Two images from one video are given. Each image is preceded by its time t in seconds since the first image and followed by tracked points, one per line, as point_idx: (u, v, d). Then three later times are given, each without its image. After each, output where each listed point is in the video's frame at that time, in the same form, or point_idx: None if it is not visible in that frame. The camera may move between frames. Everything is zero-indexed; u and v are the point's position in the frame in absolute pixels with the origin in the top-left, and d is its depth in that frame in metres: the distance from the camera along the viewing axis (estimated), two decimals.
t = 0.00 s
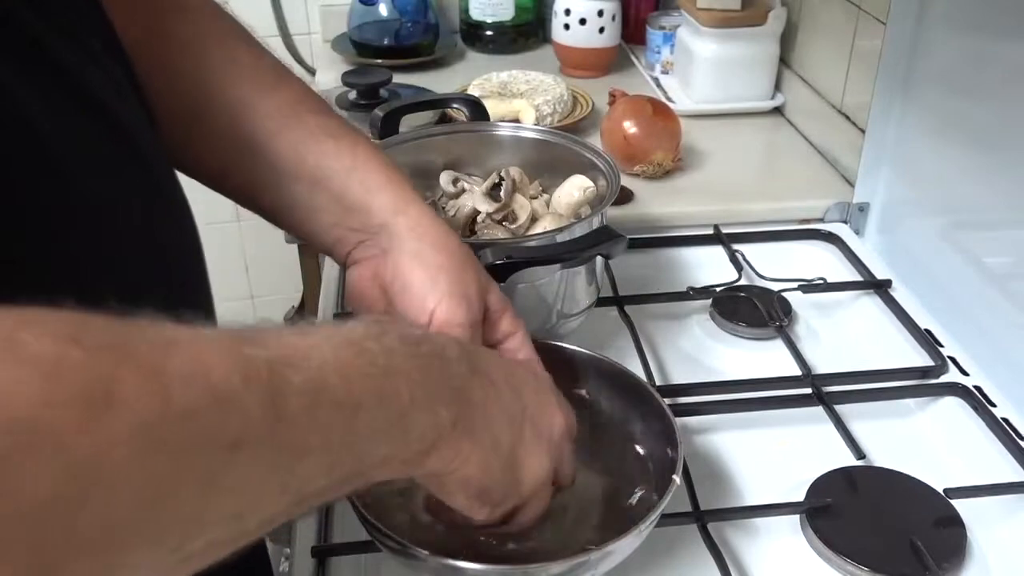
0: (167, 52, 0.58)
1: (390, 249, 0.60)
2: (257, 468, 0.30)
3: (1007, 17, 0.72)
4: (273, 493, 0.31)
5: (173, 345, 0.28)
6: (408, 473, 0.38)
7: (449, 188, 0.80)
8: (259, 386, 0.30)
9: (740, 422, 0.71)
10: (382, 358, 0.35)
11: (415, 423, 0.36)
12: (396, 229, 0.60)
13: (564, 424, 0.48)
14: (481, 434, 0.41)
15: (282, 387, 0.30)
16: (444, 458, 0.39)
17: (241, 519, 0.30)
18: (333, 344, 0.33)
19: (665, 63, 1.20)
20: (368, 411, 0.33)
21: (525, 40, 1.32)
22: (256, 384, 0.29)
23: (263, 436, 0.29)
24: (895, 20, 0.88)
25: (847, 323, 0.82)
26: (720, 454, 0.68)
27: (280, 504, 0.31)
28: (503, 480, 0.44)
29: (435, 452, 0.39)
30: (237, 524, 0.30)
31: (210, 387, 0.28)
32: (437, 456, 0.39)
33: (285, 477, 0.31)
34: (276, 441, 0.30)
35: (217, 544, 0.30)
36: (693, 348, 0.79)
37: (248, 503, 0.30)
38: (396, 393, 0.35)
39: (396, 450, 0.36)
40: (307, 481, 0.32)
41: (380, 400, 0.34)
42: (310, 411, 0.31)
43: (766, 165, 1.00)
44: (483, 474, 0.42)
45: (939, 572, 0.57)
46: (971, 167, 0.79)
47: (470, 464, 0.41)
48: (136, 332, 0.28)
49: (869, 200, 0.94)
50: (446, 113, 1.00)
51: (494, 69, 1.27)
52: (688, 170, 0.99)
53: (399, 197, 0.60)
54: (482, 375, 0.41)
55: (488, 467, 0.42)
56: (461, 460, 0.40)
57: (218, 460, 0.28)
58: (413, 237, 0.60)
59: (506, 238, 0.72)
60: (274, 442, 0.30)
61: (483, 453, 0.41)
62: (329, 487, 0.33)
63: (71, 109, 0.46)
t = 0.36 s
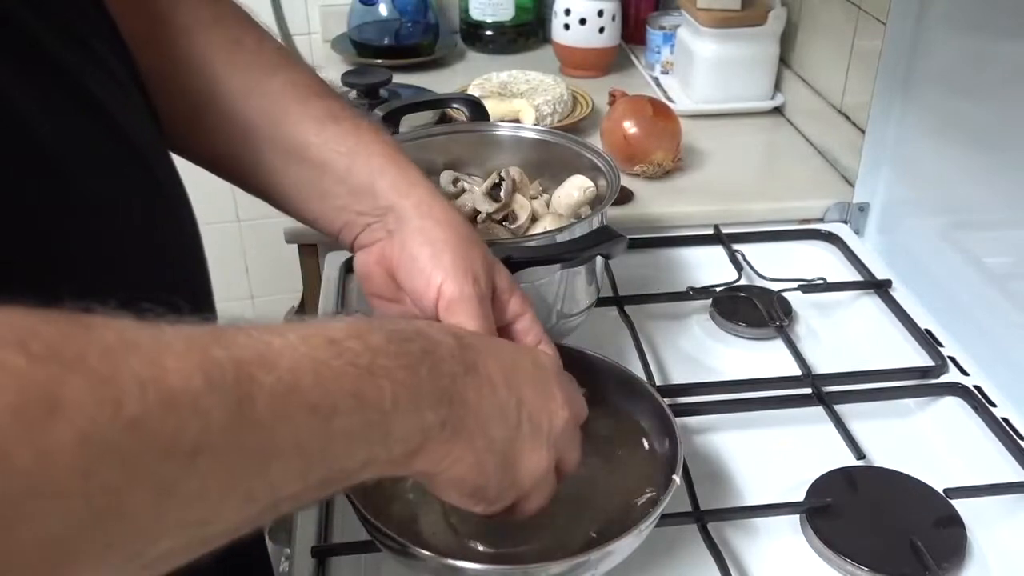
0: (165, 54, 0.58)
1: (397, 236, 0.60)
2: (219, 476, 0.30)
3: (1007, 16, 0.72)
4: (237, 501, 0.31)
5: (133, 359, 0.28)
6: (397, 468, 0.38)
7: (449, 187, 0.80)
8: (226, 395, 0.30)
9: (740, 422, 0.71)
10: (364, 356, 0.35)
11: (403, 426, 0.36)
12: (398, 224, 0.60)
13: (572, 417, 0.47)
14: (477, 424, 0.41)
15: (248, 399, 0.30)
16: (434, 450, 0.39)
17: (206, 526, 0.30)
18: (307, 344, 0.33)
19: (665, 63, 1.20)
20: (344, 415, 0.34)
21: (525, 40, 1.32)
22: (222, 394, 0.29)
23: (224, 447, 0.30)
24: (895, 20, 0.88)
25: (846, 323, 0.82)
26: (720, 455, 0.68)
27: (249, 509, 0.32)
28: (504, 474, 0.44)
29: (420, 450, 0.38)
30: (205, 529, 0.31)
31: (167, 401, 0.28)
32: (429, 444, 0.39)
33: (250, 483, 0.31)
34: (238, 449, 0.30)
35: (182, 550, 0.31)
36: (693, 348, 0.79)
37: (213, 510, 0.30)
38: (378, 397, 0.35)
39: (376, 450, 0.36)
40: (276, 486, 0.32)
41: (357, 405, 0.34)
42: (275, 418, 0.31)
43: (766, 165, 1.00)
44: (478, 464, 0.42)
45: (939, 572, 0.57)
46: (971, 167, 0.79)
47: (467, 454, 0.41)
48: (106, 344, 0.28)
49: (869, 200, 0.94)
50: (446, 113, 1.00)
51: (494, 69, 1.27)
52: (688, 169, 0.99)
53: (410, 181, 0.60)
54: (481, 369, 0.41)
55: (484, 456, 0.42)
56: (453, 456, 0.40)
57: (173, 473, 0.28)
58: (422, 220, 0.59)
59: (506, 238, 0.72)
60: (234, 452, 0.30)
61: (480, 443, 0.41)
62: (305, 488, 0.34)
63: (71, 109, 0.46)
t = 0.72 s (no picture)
0: (156, 51, 0.58)
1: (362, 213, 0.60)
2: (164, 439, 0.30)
3: (1007, 17, 0.72)
4: (183, 470, 0.31)
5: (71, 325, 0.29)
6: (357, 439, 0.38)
7: (449, 188, 0.80)
8: (164, 360, 0.30)
9: (740, 422, 0.71)
10: (323, 322, 0.35)
11: (364, 385, 0.36)
12: (363, 199, 0.60)
13: (552, 380, 0.46)
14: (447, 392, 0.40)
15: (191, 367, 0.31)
16: (397, 421, 0.39)
17: (153, 492, 0.31)
18: (259, 310, 0.34)
19: (665, 63, 1.20)
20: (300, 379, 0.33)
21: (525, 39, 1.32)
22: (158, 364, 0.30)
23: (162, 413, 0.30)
24: (895, 20, 0.88)
25: (846, 323, 0.82)
26: (720, 455, 0.68)
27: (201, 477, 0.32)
28: (478, 445, 0.43)
29: (387, 417, 0.38)
30: (152, 498, 0.31)
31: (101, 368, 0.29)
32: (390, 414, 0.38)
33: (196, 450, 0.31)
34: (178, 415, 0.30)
35: (132, 518, 0.31)
36: (692, 348, 0.79)
37: (157, 477, 0.31)
38: (331, 367, 0.35)
39: (329, 418, 0.35)
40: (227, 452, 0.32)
41: (314, 368, 0.34)
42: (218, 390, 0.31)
43: (766, 165, 1.00)
44: (452, 430, 0.41)
45: (939, 572, 0.57)
46: (971, 167, 0.79)
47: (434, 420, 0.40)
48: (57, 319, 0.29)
49: (869, 201, 0.94)
50: (446, 113, 1.00)
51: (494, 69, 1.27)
52: (687, 169, 0.99)
53: (375, 154, 0.60)
54: (453, 332, 0.41)
55: (456, 421, 0.41)
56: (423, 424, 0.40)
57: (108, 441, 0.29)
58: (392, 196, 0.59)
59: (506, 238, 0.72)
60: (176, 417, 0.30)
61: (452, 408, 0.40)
62: (261, 454, 0.34)
63: (70, 106, 0.46)
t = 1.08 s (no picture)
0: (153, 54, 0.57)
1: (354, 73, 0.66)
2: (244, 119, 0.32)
3: (1008, 15, 0.72)
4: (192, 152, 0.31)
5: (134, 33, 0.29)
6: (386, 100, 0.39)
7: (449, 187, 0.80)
8: (232, 54, 0.31)
9: (740, 422, 0.71)
10: None
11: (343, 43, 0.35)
12: None
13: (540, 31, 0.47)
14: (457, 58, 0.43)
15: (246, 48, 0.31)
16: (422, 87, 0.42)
17: (248, 180, 0.33)
18: None
19: (665, 63, 1.20)
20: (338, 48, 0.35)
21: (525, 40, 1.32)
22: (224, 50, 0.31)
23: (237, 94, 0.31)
24: (894, 20, 0.88)
25: (846, 323, 0.82)
26: (719, 455, 0.68)
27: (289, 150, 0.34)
28: (489, 89, 0.45)
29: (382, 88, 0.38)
30: (254, 181, 0.34)
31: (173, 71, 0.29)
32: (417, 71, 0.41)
33: (277, 122, 0.33)
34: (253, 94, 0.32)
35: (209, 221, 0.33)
36: (692, 348, 0.79)
37: (249, 162, 0.33)
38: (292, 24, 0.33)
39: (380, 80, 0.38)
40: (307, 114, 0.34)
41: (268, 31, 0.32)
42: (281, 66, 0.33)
43: (766, 165, 1.00)
44: (464, 80, 0.44)
45: (939, 572, 0.57)
46: (971, 167, 0.79)
47: (446, 86, 0.43)
48: None
49: (869, 201, 0.94)
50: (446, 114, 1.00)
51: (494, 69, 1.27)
52: (688, 169, 0.99)
53: None
54: None
55: (468, 72, 0.44)
56: (445, 79, 0.43)
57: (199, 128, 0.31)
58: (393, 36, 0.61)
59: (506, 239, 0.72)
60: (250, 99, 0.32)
61: (465, 71, 0.43)
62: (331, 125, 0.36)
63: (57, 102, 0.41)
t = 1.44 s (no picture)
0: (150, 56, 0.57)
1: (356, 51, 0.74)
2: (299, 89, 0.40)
3: (1008, 16, 0.72)
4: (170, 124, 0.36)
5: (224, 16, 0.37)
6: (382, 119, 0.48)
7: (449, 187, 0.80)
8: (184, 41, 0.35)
9: (739, 422, 0.71)
10: None
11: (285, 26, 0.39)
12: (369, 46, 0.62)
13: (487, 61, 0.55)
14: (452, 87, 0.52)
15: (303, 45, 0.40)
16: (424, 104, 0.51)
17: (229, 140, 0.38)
18: None
19: (665, 63, 1.20)
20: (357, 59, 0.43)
21: (525, 40, 1.32)
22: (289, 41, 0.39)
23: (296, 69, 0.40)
24: (894, 20, 0.88)
25: (846, 323, 0.82)
26: (719, 456, 0.68)
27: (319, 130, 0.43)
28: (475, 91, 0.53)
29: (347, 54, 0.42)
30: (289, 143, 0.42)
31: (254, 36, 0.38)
32: (418, 88, 0.50)
33: (322, 100, 0.42)
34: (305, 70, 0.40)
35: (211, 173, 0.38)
36: (692, 348, 0.79)
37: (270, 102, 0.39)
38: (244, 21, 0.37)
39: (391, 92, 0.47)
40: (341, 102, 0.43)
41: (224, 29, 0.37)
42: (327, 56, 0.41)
43: (766, 165, 1.00)
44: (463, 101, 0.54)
45: (939, 572, 0.57)
46: (971, 168, 0.79)
47: (447, 113, 0.53)
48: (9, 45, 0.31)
49: (869, 200, 0.94)
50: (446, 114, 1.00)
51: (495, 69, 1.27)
52: (688, 169, 0.99)
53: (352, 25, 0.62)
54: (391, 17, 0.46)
55: (464, 97, 0.53)
56: (440, 105, 0.52)
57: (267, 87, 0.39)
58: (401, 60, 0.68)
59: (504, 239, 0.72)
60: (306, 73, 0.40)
61: (460, 95, 0.53)
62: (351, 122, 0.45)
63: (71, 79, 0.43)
